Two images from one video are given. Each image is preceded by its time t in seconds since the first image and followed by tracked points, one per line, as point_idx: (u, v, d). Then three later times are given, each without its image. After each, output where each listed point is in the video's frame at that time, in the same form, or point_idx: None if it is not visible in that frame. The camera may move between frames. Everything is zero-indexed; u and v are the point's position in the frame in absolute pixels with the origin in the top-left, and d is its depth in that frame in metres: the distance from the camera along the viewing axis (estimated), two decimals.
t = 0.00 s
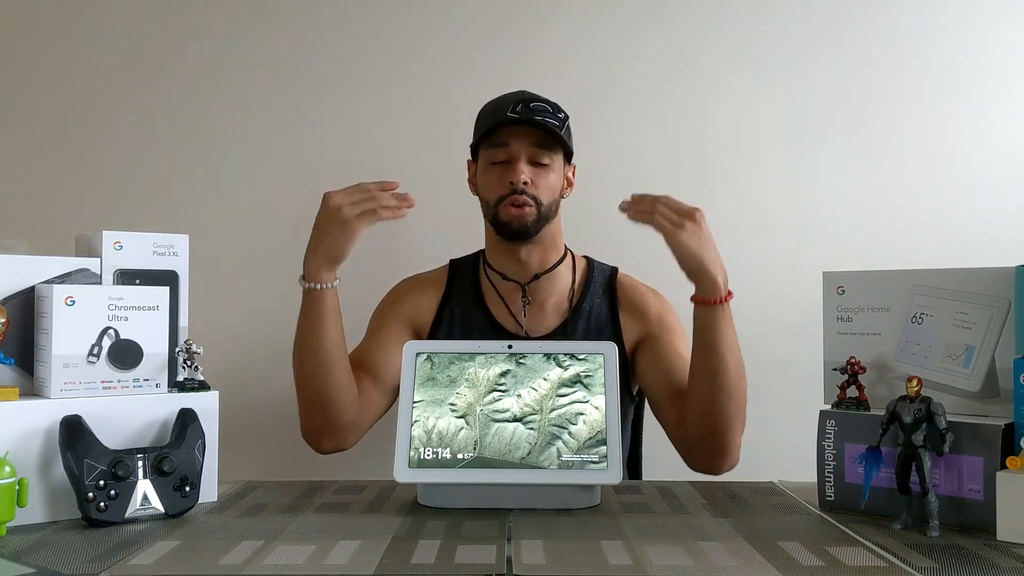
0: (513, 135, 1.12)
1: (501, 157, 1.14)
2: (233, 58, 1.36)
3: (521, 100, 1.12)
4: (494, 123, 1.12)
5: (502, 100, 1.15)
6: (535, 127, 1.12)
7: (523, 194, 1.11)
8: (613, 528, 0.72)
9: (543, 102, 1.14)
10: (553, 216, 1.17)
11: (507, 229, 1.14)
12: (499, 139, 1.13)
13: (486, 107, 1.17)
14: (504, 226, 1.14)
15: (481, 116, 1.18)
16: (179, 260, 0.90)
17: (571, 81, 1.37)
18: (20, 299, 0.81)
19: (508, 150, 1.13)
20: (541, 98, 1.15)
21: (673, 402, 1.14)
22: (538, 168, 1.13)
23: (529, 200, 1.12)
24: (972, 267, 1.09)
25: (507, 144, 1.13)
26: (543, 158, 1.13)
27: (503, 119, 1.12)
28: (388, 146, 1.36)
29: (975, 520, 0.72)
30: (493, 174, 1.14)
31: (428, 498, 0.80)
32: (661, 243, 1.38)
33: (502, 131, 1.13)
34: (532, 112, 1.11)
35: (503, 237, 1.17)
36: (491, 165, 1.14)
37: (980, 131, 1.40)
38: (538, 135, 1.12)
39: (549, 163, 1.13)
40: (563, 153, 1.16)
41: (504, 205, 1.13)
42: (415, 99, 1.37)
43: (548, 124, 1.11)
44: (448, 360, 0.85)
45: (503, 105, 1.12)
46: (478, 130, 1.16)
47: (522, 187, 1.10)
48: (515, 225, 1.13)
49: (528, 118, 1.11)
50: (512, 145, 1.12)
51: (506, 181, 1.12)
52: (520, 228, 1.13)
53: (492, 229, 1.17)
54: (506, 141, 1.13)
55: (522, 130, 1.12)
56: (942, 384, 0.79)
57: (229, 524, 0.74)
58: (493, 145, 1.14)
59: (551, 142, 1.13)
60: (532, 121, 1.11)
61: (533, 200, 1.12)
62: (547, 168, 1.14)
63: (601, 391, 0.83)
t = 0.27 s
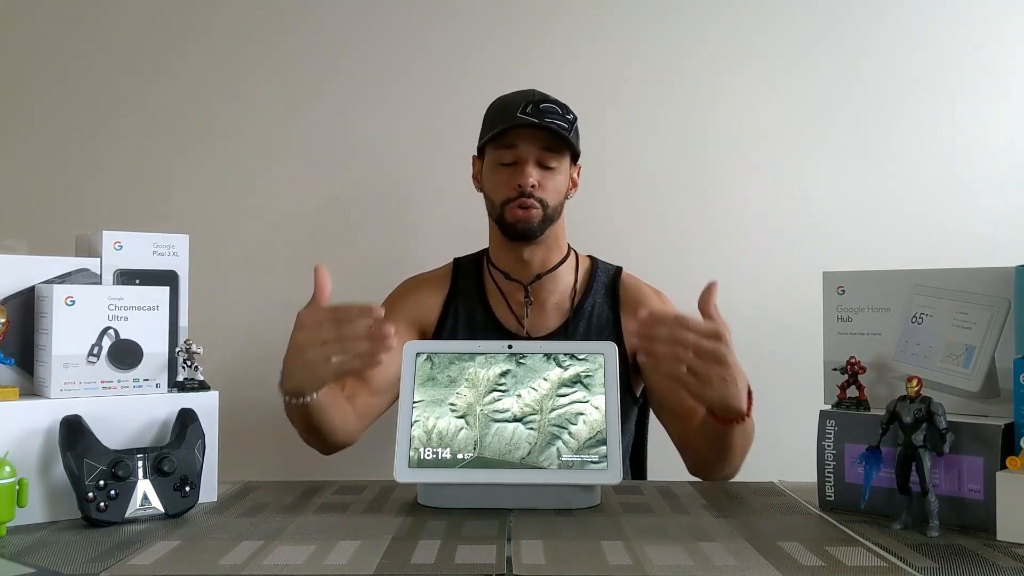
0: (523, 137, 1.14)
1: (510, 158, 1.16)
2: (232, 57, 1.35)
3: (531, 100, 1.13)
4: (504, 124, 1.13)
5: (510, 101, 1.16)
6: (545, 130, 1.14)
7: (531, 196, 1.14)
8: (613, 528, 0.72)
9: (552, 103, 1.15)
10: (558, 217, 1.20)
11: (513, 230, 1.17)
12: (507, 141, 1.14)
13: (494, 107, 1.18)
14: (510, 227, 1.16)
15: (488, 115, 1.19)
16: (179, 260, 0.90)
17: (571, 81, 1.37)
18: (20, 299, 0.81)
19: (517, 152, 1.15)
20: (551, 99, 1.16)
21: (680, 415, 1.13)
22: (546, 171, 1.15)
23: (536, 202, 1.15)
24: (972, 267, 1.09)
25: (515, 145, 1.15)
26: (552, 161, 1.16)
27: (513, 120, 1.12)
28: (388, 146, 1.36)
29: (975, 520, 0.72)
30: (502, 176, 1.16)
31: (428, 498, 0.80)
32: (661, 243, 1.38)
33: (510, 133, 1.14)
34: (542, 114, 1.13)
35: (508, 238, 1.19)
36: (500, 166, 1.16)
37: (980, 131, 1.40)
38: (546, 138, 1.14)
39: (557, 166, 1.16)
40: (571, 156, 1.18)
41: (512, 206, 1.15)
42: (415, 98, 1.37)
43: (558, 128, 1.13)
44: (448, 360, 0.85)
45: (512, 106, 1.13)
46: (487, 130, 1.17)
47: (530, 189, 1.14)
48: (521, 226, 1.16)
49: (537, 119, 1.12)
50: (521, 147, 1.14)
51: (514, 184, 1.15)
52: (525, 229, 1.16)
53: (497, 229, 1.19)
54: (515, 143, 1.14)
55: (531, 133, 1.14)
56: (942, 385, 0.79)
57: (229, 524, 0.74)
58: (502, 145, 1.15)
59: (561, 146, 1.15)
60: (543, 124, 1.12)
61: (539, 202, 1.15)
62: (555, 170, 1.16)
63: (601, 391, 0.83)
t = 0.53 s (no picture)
0: (539, 133, 1.15)
1: (524, 155, 1.16)
2: (232, 58, 1.36)
3: (547, 97, 1.14)
4: (521, 119, 1.13)
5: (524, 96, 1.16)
6: (562, 126, 1.14)
7: (546, 194, 1.14)
8: (613, 528, 0.72)
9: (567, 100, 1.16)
10: (569, 216, 1.20)
11: (526, 227, 1.16)
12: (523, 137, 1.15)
13: (508, 103, 1.18)
14: (523, 224, 1.16)
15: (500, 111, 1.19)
16: (179, 260, 0.90)
17: (571, 81, 1.37)
18: (20, 299, 0.81)
19: (531, 149, 1.16)
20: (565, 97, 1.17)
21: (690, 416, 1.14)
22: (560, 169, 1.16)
23: (551, 200, 1.15)
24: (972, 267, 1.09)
25: (530, 141, 1.15)
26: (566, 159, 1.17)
27: (531, 115, 1.13)
28: (388, 146, 1.36)
29: (975, 520, 0.72)
30: (516, 173, 1.17)
31: (428, 498, 0.80)
32: (662, 244, 1.38)
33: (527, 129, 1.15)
34: (559, 111, 1.13)
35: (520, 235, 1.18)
36: (514, 162, 1.17)
37: (979, 131, 1.40)
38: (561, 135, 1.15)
39: (570, 163, 1.18)
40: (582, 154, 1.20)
41: (526, 202, 1.15)
42: (414, 99, 1.37)
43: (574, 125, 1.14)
44: (448, 360, 0.85)
45: (530, 101, 1.13)
46: (501, 124, 1.17)
47: (546, 187, 1.14)
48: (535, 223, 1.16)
49: (554, 116, 1.13)
50: (536, 144, 1.15)
51: (529, 180, 1.15)
52: (539, 227, 1.16)
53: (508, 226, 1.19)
54: (530, 138, 1.15)
55: (546, 130, 1.15)
56: (942, 385, 0.79)
57: (229, 525, 0.74)
58: (516, 141, 1.16)
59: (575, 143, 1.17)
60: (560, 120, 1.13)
61: (555, 200, 1.15)
62: (568, 168, 1.18)
63: (601, 391, 0.83)
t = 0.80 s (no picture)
0: (545, 137, 1.14)
1: (531, 159, 1.15)
2: (232, 57, 1.36)
3: (554, 102, 1.13)
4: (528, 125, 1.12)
5: (530, 101, 1.15)
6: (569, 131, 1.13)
7: (552, 201, 1.14)
8: (613, 528, 0.72)
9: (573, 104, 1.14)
10: (574, 221, 1.20)
11: (531, 234, 1.16)
12: (529, 142, 1.14)
13: (514, 106, 1.16)
14: (529, 231, 1.16)
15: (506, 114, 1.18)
16: (179, 260, 0.90)
17: (571, 81, 1.37)
18: (20, 299, 0.81)
19: (537, 154, 1.15)
20: (571, 99, 1.15)
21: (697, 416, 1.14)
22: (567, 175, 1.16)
23: (556, 206, 1.15)
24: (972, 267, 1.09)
25: (537, 146, 1.14)
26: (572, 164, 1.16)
27: (537, 120, 1.12)
28: (388, 146, 1.36)
29: (975, 520, 0.72)
30: (522, 178, 1.16)
31: (428, 498, 0.80)
32: (661, 244, 1.38)
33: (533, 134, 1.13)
34: (565, 116, 1.12)
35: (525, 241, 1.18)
36: (520, 167, 1.16)
37: (979, 131, 1.40)
38: (568, 139, 1.14)
39: (577, 168, 1.17)
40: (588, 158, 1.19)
41: (532, 208, 1.15)
42: (414, 99, 1.37)
43: (581, 130, 1.13)
44: (448, 360, 0.85)
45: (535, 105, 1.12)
46: (507, 128, 1.15)
47: (551, 194, 1.14)
48: (540, 230, 1.16)
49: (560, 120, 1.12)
50: (542, 149, 1.14)
51: (535, 186, 1.15)
52: (543, 234, 1.16)
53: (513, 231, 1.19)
54: (537, 143, 1.14)
55: (553, 135, 1.13)
56: (943, 385, 0.79)
57: (229, 524, 0.74)
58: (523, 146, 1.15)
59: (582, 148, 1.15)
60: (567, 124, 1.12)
61: (561, 207, 1.15)
62: (574, 173, 1.17)
63: (601, 391, 0.83)
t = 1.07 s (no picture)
0: (556, 137, 1.14)
1: (540, 159, 1.15)
2: (232, 58, 1.35)
3: (566, 100, 1.13)
4: (542, 126, 1.11)
5: (543, 100, 1.14)
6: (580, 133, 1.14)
7: (562, 200, 1.15)
8: (613, 528, 0.72)
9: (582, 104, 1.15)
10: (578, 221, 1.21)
11: (537, 232, 1.16)
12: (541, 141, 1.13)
13: (524, 104, 1.15)
14: (535, 232, 1.17)
15: (515, 111, 1.16)
16: (179, 260, 0.90)
17: (571, 81, 1.37)
18: (20, 299, 0.81)
19: (547, 153, 1.15)
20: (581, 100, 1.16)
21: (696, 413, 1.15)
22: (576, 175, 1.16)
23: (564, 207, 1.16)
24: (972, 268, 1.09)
25: (548, 146, 1.14)
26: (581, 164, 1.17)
27: (552, 121, 1.11)
28: (388, 146, 1.36)
29: (975, 520, 0.72)
30: (531, 178, 1.16)
31: (428, 498, 0.80)
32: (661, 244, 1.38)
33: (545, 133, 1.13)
34: (578, 118, 1.12)
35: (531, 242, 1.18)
36: (529, 167, 1.16)
37: (979, 130, 1.40)
38: (578, 140, 1.14)
39: (584, 169, 1.18)
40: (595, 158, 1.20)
41: (541, 209, 1.15)
42: (414, 99, 1.37)
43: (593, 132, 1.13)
44: (448, 360, 0.85)
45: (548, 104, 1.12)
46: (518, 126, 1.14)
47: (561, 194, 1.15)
48: (546, 230, 1.16)
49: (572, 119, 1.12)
50: (553, 149, 1.14)
51: (544, 185, 1.15)
52: (549, 234, 1.16)
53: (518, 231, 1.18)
54: (548, 144, 1.14)
55: (565, 135, 1.14)
56: (943, 385, 0.79)
57: (229, 525, 0.74)
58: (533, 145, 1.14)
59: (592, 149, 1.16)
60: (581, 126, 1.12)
61: (569, 207, 1.16)
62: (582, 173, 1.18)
63: (601, 391, 0.83)
